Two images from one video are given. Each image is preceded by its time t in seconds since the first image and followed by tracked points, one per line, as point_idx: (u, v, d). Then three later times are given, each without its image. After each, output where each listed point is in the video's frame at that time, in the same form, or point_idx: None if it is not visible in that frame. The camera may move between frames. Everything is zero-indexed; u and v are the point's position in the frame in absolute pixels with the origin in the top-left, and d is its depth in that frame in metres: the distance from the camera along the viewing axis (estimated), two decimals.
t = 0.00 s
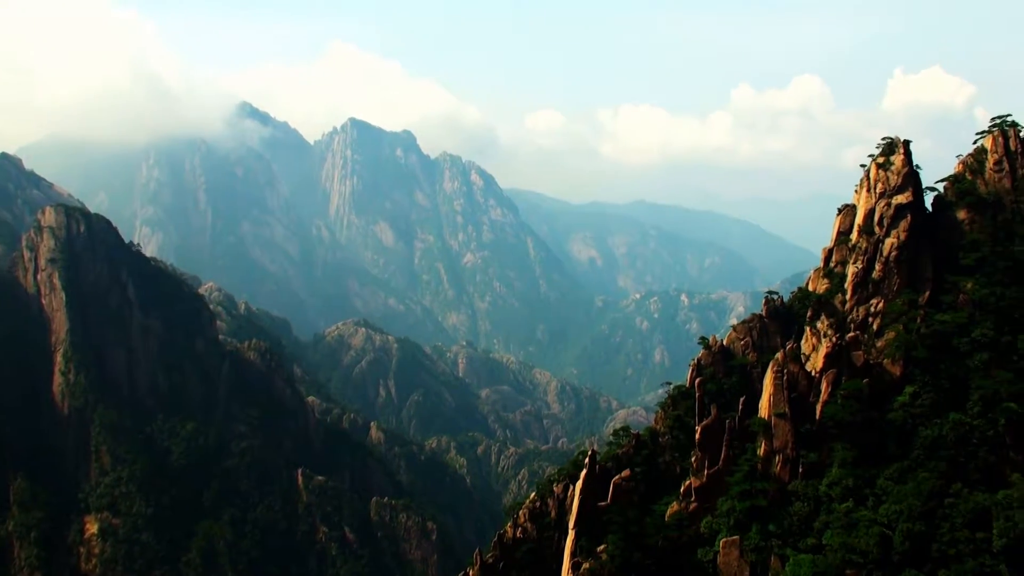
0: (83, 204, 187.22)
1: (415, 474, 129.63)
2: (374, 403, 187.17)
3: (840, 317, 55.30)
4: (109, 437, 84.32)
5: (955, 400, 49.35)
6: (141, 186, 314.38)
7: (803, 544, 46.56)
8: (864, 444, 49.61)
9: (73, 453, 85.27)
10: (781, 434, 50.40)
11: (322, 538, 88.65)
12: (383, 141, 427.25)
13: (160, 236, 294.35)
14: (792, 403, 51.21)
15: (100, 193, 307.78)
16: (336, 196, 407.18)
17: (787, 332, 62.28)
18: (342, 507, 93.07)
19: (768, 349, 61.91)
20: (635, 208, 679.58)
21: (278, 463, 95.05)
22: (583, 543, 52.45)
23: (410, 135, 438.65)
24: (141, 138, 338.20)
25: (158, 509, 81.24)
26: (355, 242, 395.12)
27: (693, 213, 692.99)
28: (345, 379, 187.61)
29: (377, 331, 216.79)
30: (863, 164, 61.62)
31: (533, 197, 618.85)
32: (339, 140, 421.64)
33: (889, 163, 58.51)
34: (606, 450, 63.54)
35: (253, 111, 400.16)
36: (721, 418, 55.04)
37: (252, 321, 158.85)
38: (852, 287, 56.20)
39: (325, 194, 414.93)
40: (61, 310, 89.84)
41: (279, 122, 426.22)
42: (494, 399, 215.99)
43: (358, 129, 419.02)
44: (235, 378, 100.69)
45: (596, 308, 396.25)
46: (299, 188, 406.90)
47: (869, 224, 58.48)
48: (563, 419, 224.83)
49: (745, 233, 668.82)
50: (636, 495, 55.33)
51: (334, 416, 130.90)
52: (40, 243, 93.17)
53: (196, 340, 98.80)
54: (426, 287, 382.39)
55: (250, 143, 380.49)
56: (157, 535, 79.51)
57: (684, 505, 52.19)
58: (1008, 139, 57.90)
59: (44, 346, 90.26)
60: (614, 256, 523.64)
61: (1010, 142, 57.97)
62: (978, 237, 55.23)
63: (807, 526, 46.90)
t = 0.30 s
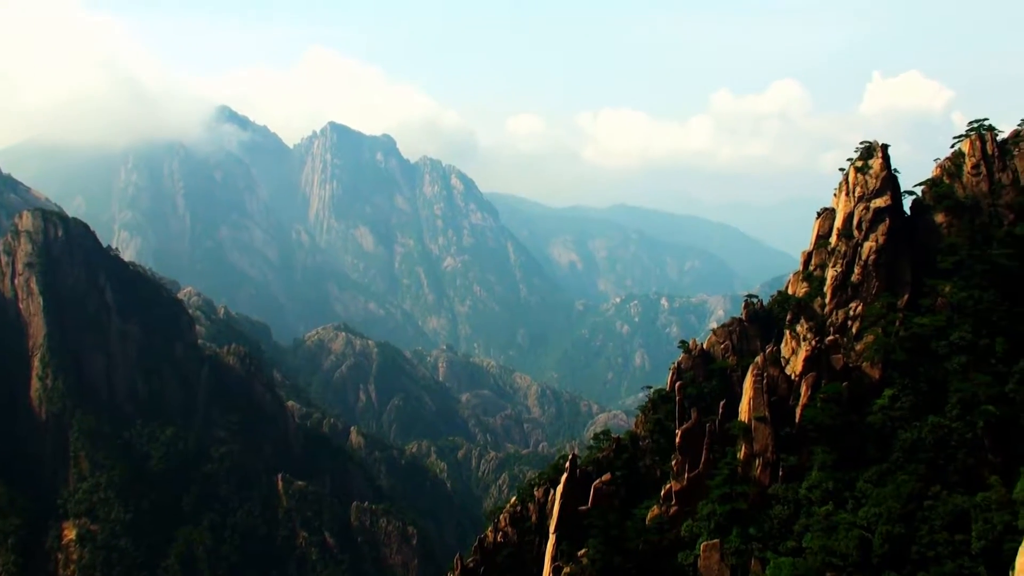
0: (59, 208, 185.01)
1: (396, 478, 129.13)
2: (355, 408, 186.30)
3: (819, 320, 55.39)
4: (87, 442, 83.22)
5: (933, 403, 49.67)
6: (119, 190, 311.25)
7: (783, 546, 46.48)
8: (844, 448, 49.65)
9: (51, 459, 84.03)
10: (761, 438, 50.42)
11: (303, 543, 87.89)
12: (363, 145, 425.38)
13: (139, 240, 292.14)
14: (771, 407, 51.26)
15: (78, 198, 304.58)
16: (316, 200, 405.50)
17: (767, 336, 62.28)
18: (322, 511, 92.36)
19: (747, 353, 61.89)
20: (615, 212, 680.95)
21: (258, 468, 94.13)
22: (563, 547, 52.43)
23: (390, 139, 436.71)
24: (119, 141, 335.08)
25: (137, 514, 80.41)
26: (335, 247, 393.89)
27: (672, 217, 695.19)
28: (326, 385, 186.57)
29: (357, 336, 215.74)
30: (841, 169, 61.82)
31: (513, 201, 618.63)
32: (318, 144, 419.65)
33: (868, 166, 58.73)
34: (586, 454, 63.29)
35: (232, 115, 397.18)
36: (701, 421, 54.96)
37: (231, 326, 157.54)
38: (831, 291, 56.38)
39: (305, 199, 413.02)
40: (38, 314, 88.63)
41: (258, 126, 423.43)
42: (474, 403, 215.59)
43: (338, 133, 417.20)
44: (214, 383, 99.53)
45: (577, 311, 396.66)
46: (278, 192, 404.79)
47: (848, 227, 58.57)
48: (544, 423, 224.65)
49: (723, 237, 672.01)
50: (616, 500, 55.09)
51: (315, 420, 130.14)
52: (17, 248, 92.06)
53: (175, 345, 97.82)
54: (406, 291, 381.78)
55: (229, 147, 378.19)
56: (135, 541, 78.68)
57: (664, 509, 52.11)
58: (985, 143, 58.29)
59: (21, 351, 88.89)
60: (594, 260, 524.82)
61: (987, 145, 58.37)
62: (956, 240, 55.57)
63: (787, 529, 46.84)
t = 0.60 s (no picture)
0: (37, 214, 183.00)
1: (376, 484, 128.55)
2: (334, 414, 185.17)
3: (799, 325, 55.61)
4: (66, 449, 82.22)
5: (912, 407, 49.94)
6: (98, 196, 308.20)
7: (764, 551, 46.56)
8: (824, 452, 49.85)
9: (28, 466, 82.97)
10: (741, 443, 50.52)
11: (283, 550, 87.19)
12: (343, 150, 423.62)
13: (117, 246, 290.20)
14: (752, 412, 51.38)
15: (56, 203, 301.57)
16: (296, 206, 403.80)
17: (747, 341, 62.39)
18: (302, 519, 91.79)
19: (728, 357, 61.96)
20: (596, 218, 682.52)
21: (238, 474, 93.28)
22: (544, 553, 52.45)
23: (370, 144, 434.87)
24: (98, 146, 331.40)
25: (116, 521, 79.57)
26: (315, 253, 392.44)
27: (653, 222, 697.40)
28: (306, 391, 185.37)
29: (338, 342, 214.72)
30: (821, 174, 62.07)
31: (494, 207, 618.61)
32: (298, 150, 417.71)
33: (847, 172, 58.98)
34: (568, 459, 63.18)
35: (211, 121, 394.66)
36: (682, 426, 54.97)
37: (211, 333, 156.28)
38: (810, 296, 56.58)
39: (285, 205, 411.15)
40: (16, 320, 87.45)
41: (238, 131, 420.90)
42: (455, 410, 215.03)
43: (318, 138, 415.45)
44: (194, 391, 98.70)
45: (558, 317, 396.79)
46: (258, 198, 402.58)
47: (827, 232, 58.84)
48: (525, 429, 224.35)
49: (703, 242, 674.50)
50: (597, 505, 55.02)
51: (295, 426, 129.34)
52: None
53: (155, 352, 96.91)
54: (386, 297, 380.66)
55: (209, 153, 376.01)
56: (115, 548, 77.78)
57: (646, 515, 52.06)
58: (963, 149, 58.61)
59: None
60: (575, 265, 525.64)
61: (965, 151, 58.69)
62: (934, 245, 55.91)
63: (768, 533, 46.94)
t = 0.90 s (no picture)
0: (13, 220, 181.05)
1: (358, 492, 128.08)
2: (315, 421, 184.39)
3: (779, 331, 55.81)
4: (44, 458, 81.17)
5: (891, 413, 50.16)
6: (77, 202, 305.81)
7: (745, 556, 46.62)
8: (806, 457, 49.95)
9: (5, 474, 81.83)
10: (723, 449, 50.67)
11: (264, 558, 86.26)
12: (324, 157, 421.56)
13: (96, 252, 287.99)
14: (733, 418, 51.50)
15: (34, 210, 298.63)
16: (276, 213, 401.79)
17: (728, 348, 62.40)
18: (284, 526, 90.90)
19: (709, 363, 61.98)
20: (577, 224, 683.61)
21: (218, 481, 92.37)
22: (526, 560, 52.38)
23: (351, 151, 432.91)
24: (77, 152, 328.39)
25: (96, 529, 78.67)
26: (296, 259, 390.77)
27: (634, 229, 699.29)
28: (287, 399, 184.29)
29: (319, 348, 213.69)
30: (801, 180, 62.37)
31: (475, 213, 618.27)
32: (279, 156, 415.46)
33: (827, 179, 59.34)
34: (550, 465, 62.92)
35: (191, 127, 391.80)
36: (663, 432, 54.96)
37: (191, 340, 155.04)
38: (791, 302, 56.79)
39: (265, 211, 409.03)
40: None
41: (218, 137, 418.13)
42: (436, 416, 214.46)
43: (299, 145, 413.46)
44: (174, 399, 97.89)
45: (539, 323, 396.97)
46: (238, 205, 400.47)
47: (807, 239, 59.09)
48: (506, 435, 224.12)
49: (684, 249, 677.01)
50: (579, 511, 54.91)
51: (275, 434, 128.52)
52: None
53: (135, 360, 96.06)
54: (368, 304, 379.26)
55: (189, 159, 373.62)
56: (94, 557, 77.00)
57: (628, 520, 51.97)
58: (942, 155, 59.20)
59: None
60: (556, 272, 526.14)
61: (944, 158, 59.28)
62: (914, 251, 56.30)
63: (750, 539, 46.99)
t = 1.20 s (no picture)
0: None
1: (339, 499, 127.50)
2: (297, 429, 183.02)
3: (760, 337, 55.98)
4: (22, 467, 79.85)
5: (871, 418, 50.37)
6: (55, 208, 300.16)
7: (727, 562, 46.61)
8: (787, 464, 50.01)
9: None
10: (704, 455, 50.70)
11: (246, 566, 85.40)
12: (305, 164, 419.20)
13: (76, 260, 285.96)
14: (715, 423, 51.58)
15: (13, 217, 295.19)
16: (257, 220, 399.57)
17: (710, 354, 62.33)
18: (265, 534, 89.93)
19: (691, 369, 61.90)
20: (559, 231, 684.17)
21: (199, 489, 91.34)
22: (508, 567, 52.50)
23: (332, 157, 430.41)
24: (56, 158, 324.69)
25: (75, 539, 77.89)
26: (277, 267, 388.99)
27: (616, 235, 700.57)
28: (267, 406, 183.06)
29: (300, 355, 212.25)
30: (782, 187, 62.59)
31: (457, 220, 617.70)
32: (260, 163, 412.97)
33: (808, 185, 59.59)
34: (531, 472, 62.70)
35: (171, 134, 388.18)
36: (645, 438, 54.92)
37: (172, 348, 153.74)
38: (772, 309, 56.92)
39: (246, 218, 406.80)
40: None
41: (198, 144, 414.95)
42: (418, 423, 213.63)
43: (279, 152, 411.04)
44: (154, 406, 97.08)
45: (521, 330, 396.51)
46: (219, 212, 398.09)
47: (788, 245, 59.25)
48: (489, 442, 223.47)
49: (666, 255, 678.75)
50: (561, 518, 54.87)
51: (257, 441, 127.49)
52: None
53: (116, 367, 95.26)
54: (349, 311, 377.55)
55: (170, 165, 370.92)
56: (73, 566, 76.39)
57: (610, 527, 51.90)
58: (922, 162, 59.58)
59: None
60: (538, 278, 526.24)
61: (923, 164, 59.75)
62: (894, 257, 56.64)
63: (732, 545, 47.04)
